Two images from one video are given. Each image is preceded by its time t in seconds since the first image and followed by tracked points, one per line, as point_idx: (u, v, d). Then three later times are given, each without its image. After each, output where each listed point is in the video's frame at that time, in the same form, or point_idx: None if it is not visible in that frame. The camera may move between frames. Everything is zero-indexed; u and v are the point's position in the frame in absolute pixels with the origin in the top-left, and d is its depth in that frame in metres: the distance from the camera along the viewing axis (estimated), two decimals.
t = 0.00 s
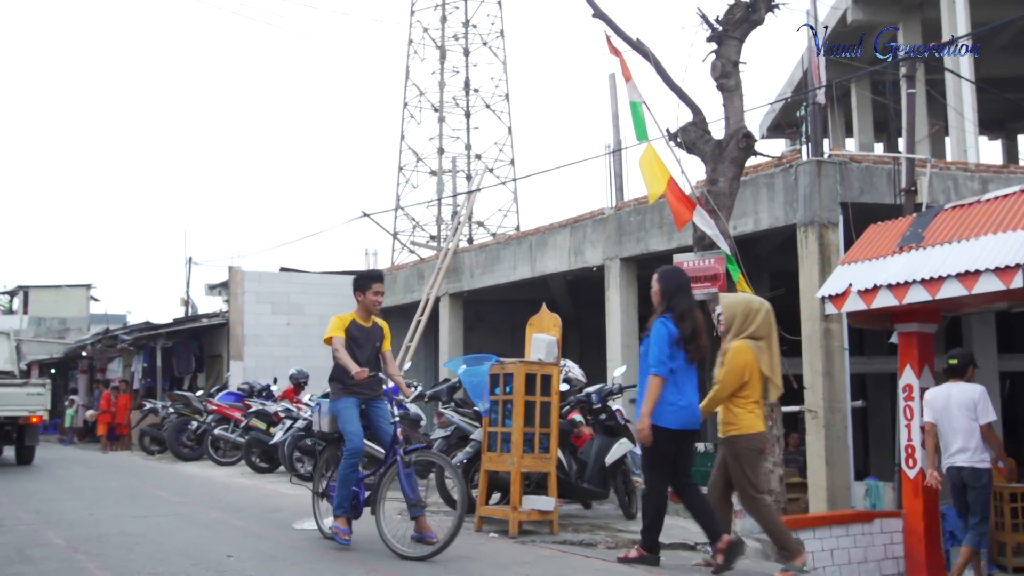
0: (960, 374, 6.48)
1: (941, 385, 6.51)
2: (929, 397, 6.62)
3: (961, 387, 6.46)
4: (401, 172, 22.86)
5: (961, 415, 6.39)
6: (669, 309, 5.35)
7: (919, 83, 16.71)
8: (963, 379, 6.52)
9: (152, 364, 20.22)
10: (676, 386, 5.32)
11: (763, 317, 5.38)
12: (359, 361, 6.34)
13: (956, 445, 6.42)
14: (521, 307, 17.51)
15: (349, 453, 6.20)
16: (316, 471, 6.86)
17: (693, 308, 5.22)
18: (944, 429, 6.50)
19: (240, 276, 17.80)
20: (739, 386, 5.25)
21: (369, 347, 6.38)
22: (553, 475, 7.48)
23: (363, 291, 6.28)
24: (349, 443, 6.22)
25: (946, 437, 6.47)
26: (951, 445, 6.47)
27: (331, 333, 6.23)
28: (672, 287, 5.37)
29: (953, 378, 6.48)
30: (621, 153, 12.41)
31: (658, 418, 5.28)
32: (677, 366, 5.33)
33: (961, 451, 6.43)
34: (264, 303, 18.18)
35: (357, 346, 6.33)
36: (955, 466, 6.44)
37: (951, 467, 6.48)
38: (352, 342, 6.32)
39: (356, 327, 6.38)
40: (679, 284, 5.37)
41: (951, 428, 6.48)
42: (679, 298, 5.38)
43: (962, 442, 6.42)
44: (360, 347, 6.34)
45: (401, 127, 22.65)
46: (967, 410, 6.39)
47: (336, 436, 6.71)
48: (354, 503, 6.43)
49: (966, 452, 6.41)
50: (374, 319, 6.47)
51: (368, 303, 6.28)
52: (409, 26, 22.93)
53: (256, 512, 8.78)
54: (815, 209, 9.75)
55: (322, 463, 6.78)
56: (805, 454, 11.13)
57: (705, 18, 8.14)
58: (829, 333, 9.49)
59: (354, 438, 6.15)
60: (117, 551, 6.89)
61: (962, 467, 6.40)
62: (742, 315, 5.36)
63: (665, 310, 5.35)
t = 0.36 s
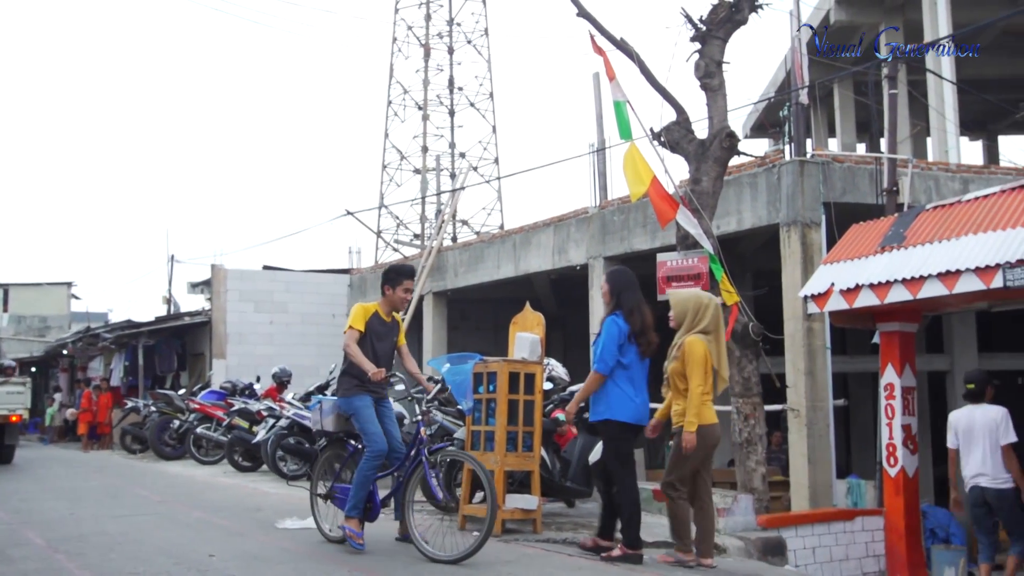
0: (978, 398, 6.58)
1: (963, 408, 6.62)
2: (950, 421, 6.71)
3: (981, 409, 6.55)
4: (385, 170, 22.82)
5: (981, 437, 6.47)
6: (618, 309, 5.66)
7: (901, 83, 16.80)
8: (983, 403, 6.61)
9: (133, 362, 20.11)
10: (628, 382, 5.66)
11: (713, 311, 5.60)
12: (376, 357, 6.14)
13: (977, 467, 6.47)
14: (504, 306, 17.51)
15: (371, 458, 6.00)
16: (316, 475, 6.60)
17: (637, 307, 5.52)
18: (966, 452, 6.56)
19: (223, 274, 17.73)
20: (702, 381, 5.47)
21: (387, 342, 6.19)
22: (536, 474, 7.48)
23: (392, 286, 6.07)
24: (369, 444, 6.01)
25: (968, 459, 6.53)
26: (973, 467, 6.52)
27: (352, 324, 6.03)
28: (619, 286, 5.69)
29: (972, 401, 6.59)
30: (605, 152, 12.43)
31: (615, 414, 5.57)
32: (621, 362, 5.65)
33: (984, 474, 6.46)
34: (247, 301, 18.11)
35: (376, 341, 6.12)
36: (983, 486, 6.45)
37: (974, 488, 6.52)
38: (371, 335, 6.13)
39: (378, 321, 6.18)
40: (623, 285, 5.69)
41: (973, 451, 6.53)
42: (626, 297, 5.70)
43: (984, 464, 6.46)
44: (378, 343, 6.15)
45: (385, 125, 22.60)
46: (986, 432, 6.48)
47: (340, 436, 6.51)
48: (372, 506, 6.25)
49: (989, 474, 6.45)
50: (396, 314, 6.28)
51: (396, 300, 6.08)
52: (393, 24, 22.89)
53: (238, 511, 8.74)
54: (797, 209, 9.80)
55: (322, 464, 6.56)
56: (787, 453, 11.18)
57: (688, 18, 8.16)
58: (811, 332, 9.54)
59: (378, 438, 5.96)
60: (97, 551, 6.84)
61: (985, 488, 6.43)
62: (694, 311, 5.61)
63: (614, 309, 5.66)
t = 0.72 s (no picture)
0: (1009, 423, 6.96)
1: (995, 429, 6.98)
2: (983, 443, 7.05)
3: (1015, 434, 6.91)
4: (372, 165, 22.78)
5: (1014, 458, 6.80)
6: (581, 307, 5.72)
7: (888, 80, 16.86)
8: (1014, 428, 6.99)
9: (119, 358, 20.03)
10: (592, 380, 5.70)
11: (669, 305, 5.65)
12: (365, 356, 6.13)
13: (1011, 488, 6.75)
14: (492, 301, 17.51)
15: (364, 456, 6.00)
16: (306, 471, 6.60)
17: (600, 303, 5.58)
18: (998, 473, 6.85)
19: (209, 269, 17.67)
20: (662, 376, 5.54)
21: (377, 342, 6.17)
22: (523, 469, 7.50)
23: (388, 288, 6.05)
24: (363, 442, 5.99)
25: (1000, 479, 6.82)
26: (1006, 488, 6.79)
27: (340, 323, 6.02)
28: (580, 284, 5.77)
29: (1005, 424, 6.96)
30: (592, 147, 12.43)
31: (579, 411, 5.63)
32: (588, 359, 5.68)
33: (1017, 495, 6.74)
34: (234, 297, 18.06)
35: (367, 340, 6.11)
36: (1016, 505, 6.70)
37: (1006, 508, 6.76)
38: (359, 334, 6.11)
39: (368, 319, 6.16)
40: (584, 283, 5.76)
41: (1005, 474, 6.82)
42: (588, 296, 5.78)
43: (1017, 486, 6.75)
44: (366, 342, 6.13)
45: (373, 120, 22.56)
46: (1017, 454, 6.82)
47: (333, 432, 6.49)
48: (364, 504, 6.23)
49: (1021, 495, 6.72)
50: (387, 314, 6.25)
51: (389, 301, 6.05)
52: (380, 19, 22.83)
53: (225, 506, 8.73)
54: (784, 205, 9.83)
55: (313, 461, 6.54)
56: (772, 448, 11.23)
57: (676, 13, 8.16)
58: (798, 328, 9.59)
59: (372, 436, 5.95)
60: (82, 547, 6.81)
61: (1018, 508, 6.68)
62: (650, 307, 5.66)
63: (577, 308, 5.72)
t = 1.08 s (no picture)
0: None
1: None
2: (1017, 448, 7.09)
3: None
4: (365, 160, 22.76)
5: None
6: (559, 302, 5.80)
7: (881, 76, 16.88)
8: None
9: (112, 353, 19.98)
10: (572, 373, 5.75)
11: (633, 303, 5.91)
12: (364, 346, 6.12)
13: None
14: (486, 296, 17.51)
15: (350, 450, 6.00)
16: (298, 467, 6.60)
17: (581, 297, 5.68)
18: None
19: (202, 264, 17.64)
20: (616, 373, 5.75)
21: (376, 332, 6.18)
22: (516, 464, 7.49)
23: (389, 277, 6.09)
24: (350, 436, 6.02)
25: None
26: None
27: (339, 312, 6.01)
28: (554, 281, 5.85)
29: None
30: (586, 143, 12.43)
31: (563, 405, 5.68)
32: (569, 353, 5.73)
33: None
34: (227, 291, 18.03)
35: (365, 329, 6.12)
36: None
37: None
38: (358, 324, 6.10)
39: (366, 310, 6.17)
40: (560, 279, 5.85)
41: None
42: (562, 291, 5.87)
43: None
44: (365, 332, 6.13)
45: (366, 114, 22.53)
46: None
47: (325, 427, 6.50)
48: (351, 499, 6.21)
49: None
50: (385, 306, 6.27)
51: (389, 289, 6.10)
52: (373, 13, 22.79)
53: (218, 501, 8.72)
54: (777, 200, 9.84)
55: (305, 455, 6.53)
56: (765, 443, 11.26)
57: (669, 9, 8.16)
58: (791, 323, 9.60)
59: (359, 429, 5.96)
60: (75, 541, 6.80)
61: None
62: (615, 306, 5.92)
63: (557, 303, 5.78)
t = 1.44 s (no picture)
0: None
1: None
2: None
3: None
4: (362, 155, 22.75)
5: None
6: (536, 298, 5.80)
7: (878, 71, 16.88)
8: None
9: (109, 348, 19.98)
10: (546, 369, 5.77)
11: (606, 300, 6.16)
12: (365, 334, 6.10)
13: None
14: (483, 292, 17.51)
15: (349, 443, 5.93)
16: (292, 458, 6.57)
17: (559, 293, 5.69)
18: None
19: (199, 259, 17.62)
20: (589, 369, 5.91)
21: (376, 319, 6.15)
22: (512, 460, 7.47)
23: (385, 261, 6.08)
24: (350, 430, 5.91)
25: None
26: None
27: (340, 302, 6.01)
28: (533, 276, 5.85)
29: None
30: (583, 138, 12.43)
31: (536, 400, 5.69)
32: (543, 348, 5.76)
33: None
34: (223, 287, 18.01)
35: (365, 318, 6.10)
36: None
37: None
38: (358, 313, 6.09)
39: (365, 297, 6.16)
40: (538, 275, 5.84)
41: None
42: (540, 286, 5.87)
43: None
44: (366, 319, 6.11)
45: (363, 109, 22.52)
46: None
47: (318, 421, 6.52)
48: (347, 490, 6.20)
49: None
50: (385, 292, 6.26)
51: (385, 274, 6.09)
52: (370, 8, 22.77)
53: (215, 496, 8.72)
54: (774, 195, 9.84)
55: (300, 450, 6.53)
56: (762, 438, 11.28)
57: (667, 4, 8.15)
58: (787, 318, 9.61)
59: (360, 425, 5.85)
60: (72, 536, 6.80)
61: None
62: (589, 302, 6.14)
63: (533, 298, 5.79)
